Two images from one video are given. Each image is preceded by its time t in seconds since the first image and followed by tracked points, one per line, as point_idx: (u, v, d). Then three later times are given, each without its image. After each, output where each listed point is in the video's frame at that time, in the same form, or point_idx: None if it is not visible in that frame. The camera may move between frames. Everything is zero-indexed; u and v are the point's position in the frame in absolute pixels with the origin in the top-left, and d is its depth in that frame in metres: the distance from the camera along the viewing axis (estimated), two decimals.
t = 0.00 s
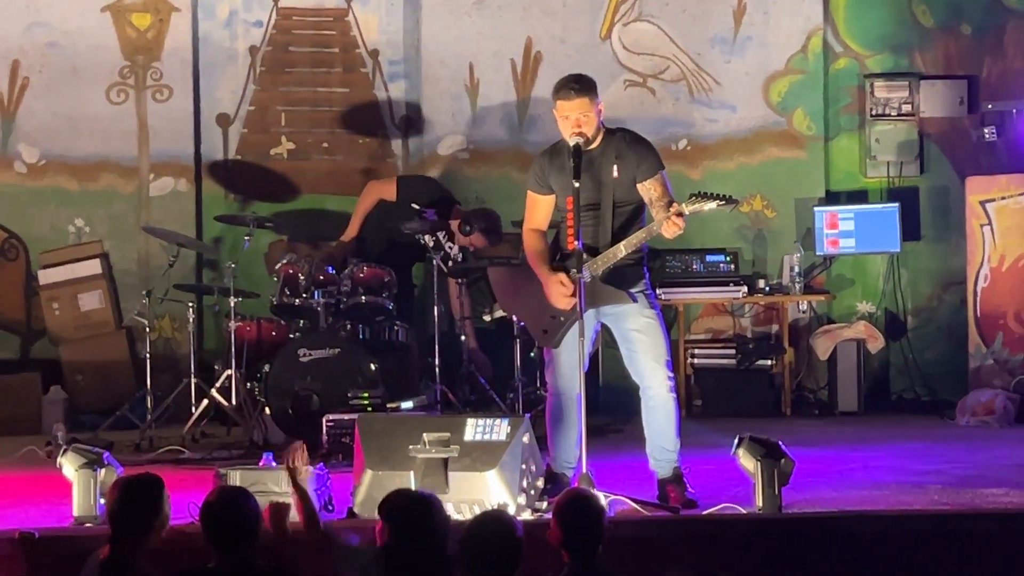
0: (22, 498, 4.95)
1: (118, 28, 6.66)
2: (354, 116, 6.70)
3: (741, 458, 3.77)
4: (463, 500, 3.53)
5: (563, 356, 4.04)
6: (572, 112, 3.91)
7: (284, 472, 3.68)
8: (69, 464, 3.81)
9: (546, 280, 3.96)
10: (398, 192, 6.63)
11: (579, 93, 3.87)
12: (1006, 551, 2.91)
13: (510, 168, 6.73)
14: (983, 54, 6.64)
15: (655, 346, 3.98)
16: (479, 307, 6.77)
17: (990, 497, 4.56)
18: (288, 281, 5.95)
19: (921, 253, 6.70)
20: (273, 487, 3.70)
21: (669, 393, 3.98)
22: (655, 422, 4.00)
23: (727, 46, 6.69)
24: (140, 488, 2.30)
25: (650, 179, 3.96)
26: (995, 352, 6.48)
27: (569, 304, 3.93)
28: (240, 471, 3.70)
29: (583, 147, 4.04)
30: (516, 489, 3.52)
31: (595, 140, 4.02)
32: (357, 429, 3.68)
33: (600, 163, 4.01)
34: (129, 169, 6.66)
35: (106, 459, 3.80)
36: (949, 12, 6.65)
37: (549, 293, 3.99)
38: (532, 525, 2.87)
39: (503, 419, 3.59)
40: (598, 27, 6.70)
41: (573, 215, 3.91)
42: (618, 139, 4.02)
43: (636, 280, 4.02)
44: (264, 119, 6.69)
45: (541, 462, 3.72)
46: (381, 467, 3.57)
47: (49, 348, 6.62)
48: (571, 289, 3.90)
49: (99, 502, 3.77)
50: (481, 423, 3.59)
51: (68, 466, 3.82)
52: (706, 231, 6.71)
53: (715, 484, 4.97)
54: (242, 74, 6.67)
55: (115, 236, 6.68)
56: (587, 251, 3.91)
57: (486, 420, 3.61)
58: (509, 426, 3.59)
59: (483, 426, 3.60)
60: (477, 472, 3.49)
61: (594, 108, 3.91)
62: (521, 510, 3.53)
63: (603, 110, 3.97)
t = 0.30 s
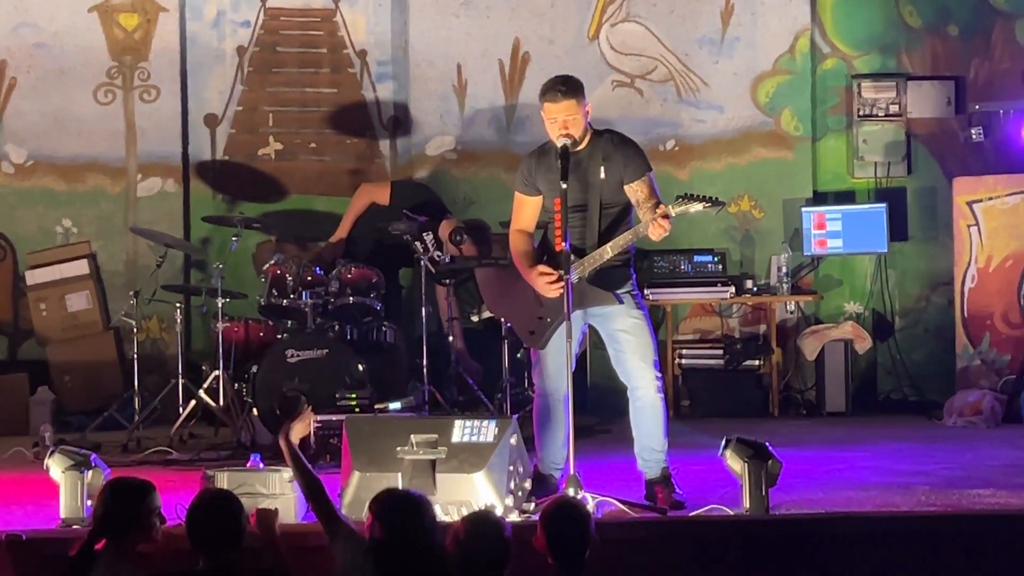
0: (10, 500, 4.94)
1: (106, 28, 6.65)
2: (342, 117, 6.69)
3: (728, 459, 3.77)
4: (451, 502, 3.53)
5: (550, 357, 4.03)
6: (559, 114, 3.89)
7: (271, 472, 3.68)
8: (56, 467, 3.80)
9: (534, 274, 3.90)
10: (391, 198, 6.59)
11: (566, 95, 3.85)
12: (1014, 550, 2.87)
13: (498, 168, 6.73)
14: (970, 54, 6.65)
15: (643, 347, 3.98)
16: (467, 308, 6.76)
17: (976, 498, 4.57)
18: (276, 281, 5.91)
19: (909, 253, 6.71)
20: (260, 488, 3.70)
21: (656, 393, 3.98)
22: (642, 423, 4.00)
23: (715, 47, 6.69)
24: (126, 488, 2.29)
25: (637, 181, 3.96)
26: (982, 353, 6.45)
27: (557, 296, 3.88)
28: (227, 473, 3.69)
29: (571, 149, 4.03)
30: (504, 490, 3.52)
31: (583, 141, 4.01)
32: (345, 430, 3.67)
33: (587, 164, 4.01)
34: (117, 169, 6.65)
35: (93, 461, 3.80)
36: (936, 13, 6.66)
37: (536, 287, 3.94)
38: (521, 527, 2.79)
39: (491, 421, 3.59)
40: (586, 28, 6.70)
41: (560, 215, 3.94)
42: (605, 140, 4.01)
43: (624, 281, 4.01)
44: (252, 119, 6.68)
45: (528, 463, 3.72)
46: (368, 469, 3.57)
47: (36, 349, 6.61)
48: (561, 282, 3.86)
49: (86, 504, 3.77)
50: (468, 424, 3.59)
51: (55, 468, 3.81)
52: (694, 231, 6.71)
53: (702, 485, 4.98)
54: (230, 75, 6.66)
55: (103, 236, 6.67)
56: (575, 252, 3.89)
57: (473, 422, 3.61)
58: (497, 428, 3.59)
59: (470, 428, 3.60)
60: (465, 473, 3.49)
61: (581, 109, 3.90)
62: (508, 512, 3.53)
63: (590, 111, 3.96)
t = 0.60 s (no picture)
0: None
1: (93, 30, 6.64)
2: (329, 118, 6.69)
3: (716, 461, 3.77)
4: (439, 503, 3.52)
5: (537, 359, 4.01)
6: (545, 116, 3.89)
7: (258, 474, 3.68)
8: (43, 469, 3.80)
9: (522, 276, 3.94)
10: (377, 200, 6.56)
11: (552, 98, 3.84)
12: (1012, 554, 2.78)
13: (486, 169, 6.73)
14: (957, 55, 6.67)
15: (630, 349, 3.97)
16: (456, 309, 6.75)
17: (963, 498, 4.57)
18: (264, 282, 5.94)
19: (896, 253, 6.72)
20: (248, 490, 3.70)
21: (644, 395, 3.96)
22: (630, 425, 3.98)
23: (702, 48, 6.70)
24: (119, 491, 2.24)
25: (624, 182, 3.95)
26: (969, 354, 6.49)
27: (545, 298, 3.90)
28: (213, 475, 3.69)
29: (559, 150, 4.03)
30: (492, 491, 3.51)
31: (571, 142, 4.01)
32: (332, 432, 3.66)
33: (575, 165, 3.99)
34: (104, 171, 6.65)
35: (81, 463, 3.80)
36: (923, 14, 6.67)
37: (524, 287, 3.97)
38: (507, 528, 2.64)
39: (478, 422, 3.58)
40: (574, 29, 6.70)
41: (548, 217, 3.91)
42: (593, 141, 4.01)
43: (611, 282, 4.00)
44: (240, 120, 6.68)
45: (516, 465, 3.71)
46: (356, 470, 3.56)
47: (24, 351, 6.60)
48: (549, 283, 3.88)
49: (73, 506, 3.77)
50: (455, 426, 3.58)
51: (42, 470, 3.81)
52: (682, 232, 6.71)
53: (689, 486, 4.98)
54: (218, 76, 6.66)
55: (91, 238, 6.66)
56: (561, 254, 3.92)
57: (461, 423, 3.60)
58: (484, 429, 3.58)
59: (458, 429, 3.59)
60: (453, 474, 3.48)
61: (567, 110, 3.89)
62: (497, 514, 3.51)
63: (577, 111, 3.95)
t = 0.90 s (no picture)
0: None
1: (76, 34, 6.64)
2: (313, 122, 6.69)
3: (698, 463, 3.77)
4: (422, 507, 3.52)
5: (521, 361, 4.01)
6: (526, 120, 3.88)
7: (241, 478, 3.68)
8: (25, 473, 3.79)
9: (503, 285, 3.97)
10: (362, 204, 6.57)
11: (530, 102, 3.83)
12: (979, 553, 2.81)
13: (470, 173, 6.74)
14: (939, 59, 6.68)
15: (613, 353, 3.95)
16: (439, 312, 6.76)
17: (944, 500, 4.58)
18: (247, 287, 6.00)
19: (879, 256, 6.73)
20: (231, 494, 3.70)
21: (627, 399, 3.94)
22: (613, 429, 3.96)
23: (685, 51, 6.71)
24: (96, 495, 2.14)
25: (609, 185, 3.92)
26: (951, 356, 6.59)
27: (525, 308, 3.94)
28: (198, 479, 3.68)
29: (543, 153, 4.02)
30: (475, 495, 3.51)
31: (555, 145, 4.00)
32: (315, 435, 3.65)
33: (558, 170, 3.98)
34: (87, 175, 6.64)
35: (63, 468, 3.79)
36: (906, 17, 6.69)
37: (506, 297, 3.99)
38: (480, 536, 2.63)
39: (462, 425, 3.59)
40: (557, 33, 6.71)
41: (531, 222, 3.98)
42: (577, 145, 3.97)
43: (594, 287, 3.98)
44: (223, 124, 6.68)
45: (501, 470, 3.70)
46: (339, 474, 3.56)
47: (6, 355, 6.59)
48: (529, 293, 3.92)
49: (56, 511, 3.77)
50: (439, 429, 3.58)
51: (24, 475, 3.80)
52: (665, 236, 6.72)
53: (671, 489, 4.98)
54: (201, 80, 6.66)
55: (74, 242, 6.66)
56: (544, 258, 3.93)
57: (444, 427, 3.60)
58: (468, 433, 3.60)
59: (441, 432, 3.60)
60: (436, 477, 3.49)
61: (547, 113, 3.88)
62: (479, 518, 3.49)
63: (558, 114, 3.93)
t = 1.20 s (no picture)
0: None
1: (60, 39, 6.63)
2: (298, 126, 6.69)
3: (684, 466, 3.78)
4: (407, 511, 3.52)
5: (507, 365, 4.01)
6: (510, 125, 3.87)
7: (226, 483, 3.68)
8: (12, 479, 3.79)
9: (491, 289, 3.96)
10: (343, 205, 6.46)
11: (512, 107, 3.82)
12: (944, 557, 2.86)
13: (455, 177, 6.75)
14: (923, 63, 6.70)
15: (599, 357, 3.94)
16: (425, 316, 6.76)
17: (928, 503, 4.59)
18: (232, 292, 5.90)
19: (864, 260, 6.75)
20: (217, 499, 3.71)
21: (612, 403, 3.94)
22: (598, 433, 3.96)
23: (669, 56, 6.72)
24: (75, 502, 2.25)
25: (598, 190, 3.92)
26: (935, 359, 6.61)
27: (513, 310, 3.92)
28: (183, 484, 3.68)
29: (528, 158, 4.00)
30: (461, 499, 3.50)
31: (540, 150, 3.98)
32: (302, 439, 3.66)
33: (544, 174, 3.96)
34: (72, 180, 6.64)
35: (50, 472, 3.78)
36: (889, 21, 6.71)
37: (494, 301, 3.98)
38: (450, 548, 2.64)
39: (448, 430, 3.58)
40: (542, 37, 6.71)
41: (514, 226, 3.97)
42: (565, 149, 3.97)
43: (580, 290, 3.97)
44: (208, 129, 6.68)
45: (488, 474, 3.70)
46: (326, 478, 3.56)
47: None
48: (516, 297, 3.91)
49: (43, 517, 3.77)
50: (424, 433, 3.58)
51: (11, 480, 3.80)
52: (649, 240, 6.74)
53: (656, 493, 4.99)
54: (186, 85, 6.65)
55: (59, 247, 6.66)
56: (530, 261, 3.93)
57: (430, 431, 3.60)
58: (454, 437, 3.58)
59: (428, 436, 3.59)
60: (423, 482, 3.48)
61: (529, 116, 3.87)
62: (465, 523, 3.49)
63: (542, 117, 3.93)
